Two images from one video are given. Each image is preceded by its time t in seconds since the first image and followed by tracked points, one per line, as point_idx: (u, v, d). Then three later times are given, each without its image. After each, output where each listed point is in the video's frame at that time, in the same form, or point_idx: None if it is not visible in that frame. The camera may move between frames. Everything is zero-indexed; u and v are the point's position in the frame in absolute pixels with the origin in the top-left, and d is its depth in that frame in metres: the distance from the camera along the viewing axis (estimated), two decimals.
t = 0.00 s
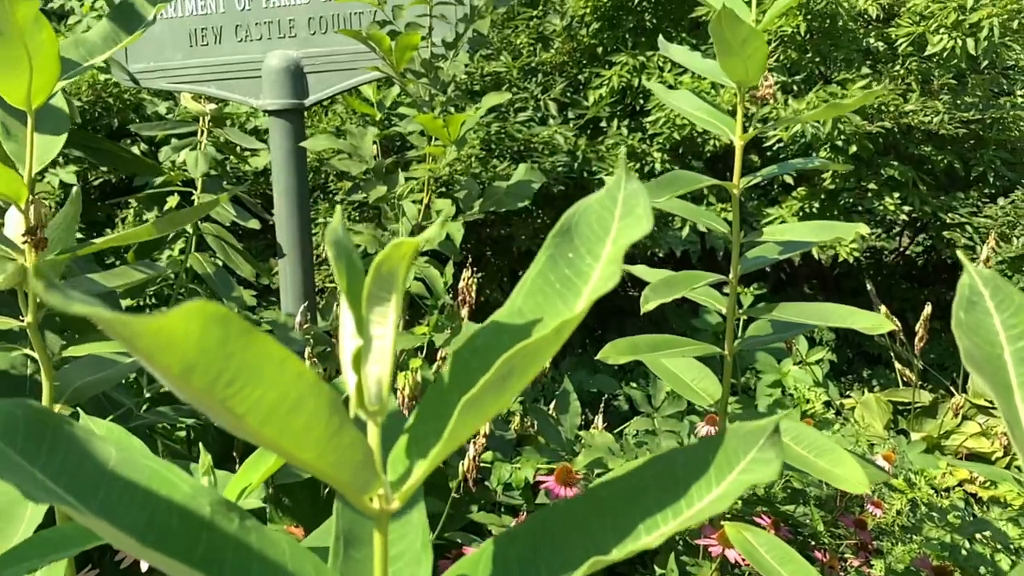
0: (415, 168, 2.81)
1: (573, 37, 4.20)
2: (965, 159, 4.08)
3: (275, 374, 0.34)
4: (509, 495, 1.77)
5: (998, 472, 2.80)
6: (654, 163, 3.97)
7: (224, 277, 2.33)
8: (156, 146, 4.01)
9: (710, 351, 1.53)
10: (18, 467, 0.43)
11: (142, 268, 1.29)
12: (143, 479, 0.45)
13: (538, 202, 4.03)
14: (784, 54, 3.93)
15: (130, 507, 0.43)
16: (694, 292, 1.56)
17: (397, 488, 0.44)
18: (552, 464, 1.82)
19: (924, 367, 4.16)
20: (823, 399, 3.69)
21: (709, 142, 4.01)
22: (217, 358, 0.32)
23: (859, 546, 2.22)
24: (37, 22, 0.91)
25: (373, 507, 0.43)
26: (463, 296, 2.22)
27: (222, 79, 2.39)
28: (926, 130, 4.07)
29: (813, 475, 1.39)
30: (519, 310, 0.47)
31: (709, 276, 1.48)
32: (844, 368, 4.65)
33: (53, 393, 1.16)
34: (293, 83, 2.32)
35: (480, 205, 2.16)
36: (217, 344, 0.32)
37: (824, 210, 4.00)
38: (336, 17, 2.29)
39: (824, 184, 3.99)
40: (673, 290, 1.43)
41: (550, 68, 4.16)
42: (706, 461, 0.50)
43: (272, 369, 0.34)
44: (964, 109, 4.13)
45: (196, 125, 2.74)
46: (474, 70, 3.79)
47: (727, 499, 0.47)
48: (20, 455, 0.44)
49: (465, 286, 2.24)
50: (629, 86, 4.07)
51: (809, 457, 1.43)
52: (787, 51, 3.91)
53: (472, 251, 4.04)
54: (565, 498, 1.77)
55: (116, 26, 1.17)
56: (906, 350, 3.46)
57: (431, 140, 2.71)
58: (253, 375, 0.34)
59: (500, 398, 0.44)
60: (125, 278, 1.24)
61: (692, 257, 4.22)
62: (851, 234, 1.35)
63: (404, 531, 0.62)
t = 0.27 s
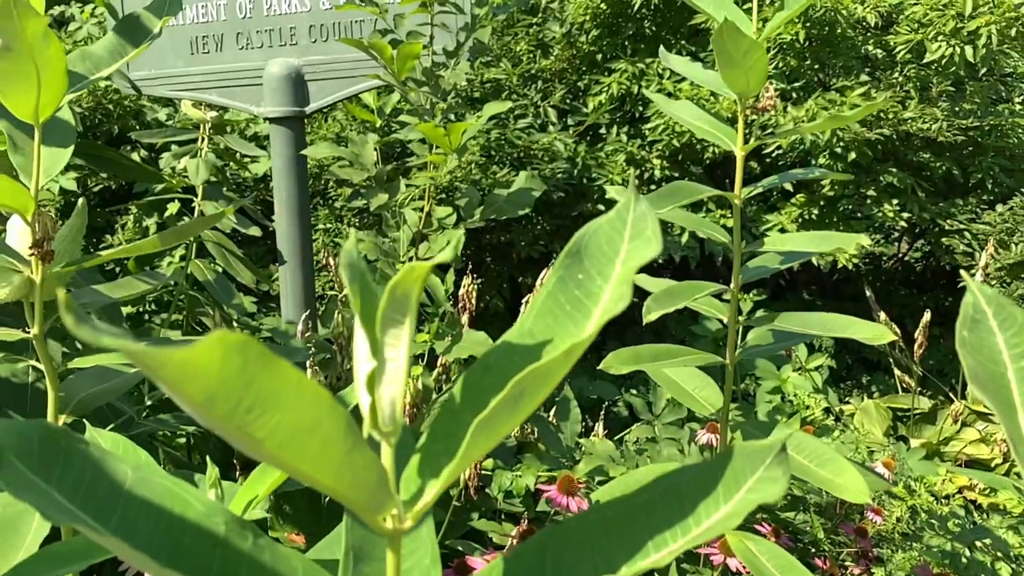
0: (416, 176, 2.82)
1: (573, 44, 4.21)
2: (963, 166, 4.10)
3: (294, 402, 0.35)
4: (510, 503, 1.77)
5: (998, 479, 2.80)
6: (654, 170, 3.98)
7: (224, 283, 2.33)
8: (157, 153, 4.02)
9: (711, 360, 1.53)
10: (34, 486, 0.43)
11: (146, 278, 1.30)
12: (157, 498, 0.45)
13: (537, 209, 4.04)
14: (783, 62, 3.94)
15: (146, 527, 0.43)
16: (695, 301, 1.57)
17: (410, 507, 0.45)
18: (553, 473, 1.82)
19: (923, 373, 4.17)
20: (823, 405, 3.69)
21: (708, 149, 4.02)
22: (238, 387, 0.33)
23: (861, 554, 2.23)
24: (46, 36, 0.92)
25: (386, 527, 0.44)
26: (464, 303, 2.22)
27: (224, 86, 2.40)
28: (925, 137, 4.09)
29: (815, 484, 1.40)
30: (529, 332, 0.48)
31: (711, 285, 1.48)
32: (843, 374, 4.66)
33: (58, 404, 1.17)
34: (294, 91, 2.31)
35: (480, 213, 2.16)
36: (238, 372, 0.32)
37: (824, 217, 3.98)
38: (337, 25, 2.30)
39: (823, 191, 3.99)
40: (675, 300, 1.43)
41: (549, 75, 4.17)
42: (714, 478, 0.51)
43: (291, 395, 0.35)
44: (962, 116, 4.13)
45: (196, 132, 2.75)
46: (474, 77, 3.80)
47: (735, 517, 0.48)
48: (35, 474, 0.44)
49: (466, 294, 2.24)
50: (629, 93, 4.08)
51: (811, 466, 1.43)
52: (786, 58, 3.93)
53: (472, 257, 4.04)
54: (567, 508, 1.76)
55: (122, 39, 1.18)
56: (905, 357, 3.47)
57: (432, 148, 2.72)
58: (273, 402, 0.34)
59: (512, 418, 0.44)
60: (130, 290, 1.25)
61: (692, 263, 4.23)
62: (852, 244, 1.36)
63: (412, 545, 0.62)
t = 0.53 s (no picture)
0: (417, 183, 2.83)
1: (572, 50, 4.22)
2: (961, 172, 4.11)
3: (315, 424, 0.36)
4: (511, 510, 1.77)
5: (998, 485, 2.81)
6: (653, 176, 3.98)
7: (225, 290, 2.33)
8: (157, 159, 4.02)
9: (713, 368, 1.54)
10: (56, 507, 0.43)
11: (151, 288, 1.30)
12: (176, 517, 0.46)
13: (538, 215, 4.05)
14: (782, 68, 3.96)
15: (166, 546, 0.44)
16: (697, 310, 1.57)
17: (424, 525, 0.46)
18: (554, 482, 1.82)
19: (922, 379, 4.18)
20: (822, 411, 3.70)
21: (708, 155, 4.03)
22: (263, 411, 0.33)
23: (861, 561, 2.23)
24: (56, 50, 0.92)
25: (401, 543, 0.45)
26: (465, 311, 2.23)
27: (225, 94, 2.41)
28: (924, 144, 4.10)
29: (817, 493, 1.40)
30: (540, 349, 0.48)
31: (713, 295, 1.49)
32: (843, 379, 4.66)
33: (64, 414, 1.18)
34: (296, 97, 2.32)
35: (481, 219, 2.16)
36: (262, 398, 0.33)
37: (823, 223, 4.00)
38: (339, 33, 2.32)
39: (822, 197, 3.99)
40: (677, 309, 1.44)
41: (549, 81, 4.18)
42: (722, 495, 0.52)
43: (312, 418, 0.35)
44: (960, 123, 4.15)
45: (197, 138, 2.76)
46: (474, 83, 3.81)
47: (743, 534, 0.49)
48: (57, 493, 0.44)
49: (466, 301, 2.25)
50: (628, 99, 4.09)
51: (813, 475, 1.44)
52: (785, 65, 3.94)
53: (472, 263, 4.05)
54: (568, 518, 1.76)
55: (129, 52, 1.19)
56: (905, 363, 3.47)
57: (433, 156, 2.74)
58: (295, 425, 0.35)
59: (525, 438, 0.45)
60: (135, 299, 1.25)
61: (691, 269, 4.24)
62: (853, 254, 1.37)
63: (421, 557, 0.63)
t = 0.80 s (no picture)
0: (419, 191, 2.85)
1: (572, 57, 4.23)
2: (960, 178, 4.14)
3: (337, 444, 0.37)
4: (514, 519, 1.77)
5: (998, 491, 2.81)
6: (653, 182, 3.99)
7: (226, 297, 2.34)
8: (158, 166, 4.03)
9: (716, 377, 1.54)
10: (80, 524, 0.44)
11: (157, 297, 1.31)
12: (195, 533, 0.48)
13: (538, 222, 4.06)
14: (781, 75, 3.98)
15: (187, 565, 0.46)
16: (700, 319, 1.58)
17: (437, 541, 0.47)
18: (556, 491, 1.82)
19: (922, 385, 4.18)
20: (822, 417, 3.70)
21: (707, 161, 4.05)
22: (286, 434, 0.34)
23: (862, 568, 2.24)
24: (67, 67, 0.93)
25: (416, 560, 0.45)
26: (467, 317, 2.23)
27: (226, 100, 2.43)
28: (922, 150, 4.12)
29: (818, 501, 1.41)
30: (551, 368, 0.49)
31: (715, 303, 1.50)
32: (842, 385, 4.67)
33: (71, 425, 1.19)
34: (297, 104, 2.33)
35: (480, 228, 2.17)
36: (286, 420, 0.34)
37: (823, 229, 4.01)
38: (340, 41, 2.32)
39: (821, 204, 4.00)
40: (680, 318, 1.45)
41: (549, 88, 4.20)
42: (730, 511, 0.53)
43: (334, 439, 0.36)
44: (959, 129, 4.16)
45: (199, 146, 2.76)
46: (475, 90, 3.83)
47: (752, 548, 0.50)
48: (79, 510, 0.45)
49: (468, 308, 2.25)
50: (628, 106, 4.11)
51: (814, 483, 1.45)
52: (784, 72, 3.96)
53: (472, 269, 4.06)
54: (571, 526, 1.76)
55: (136, 63, 1.20)
56: (904, 368, 3.48)
57: (435, 164, 2.75)
58: (318, 446, 0.36)
59: (537, 457, 0.46)
60: (142, 310, 1.26)
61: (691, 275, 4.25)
62: (853, 264, 1.39)
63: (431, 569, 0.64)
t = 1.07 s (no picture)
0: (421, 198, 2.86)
1: (572, 64, 4.25)
2: (958, 184, 4.16)
3: (358, 464, 0.38)
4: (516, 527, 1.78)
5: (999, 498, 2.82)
6: (653, 189, 4.00)
7: (229, 304, 2.34)
8: (158, 171, 4.04)
9: (718, 385, 1.55)
10: (101, 541, 0.46)
11: (164, 307, 1.32)
12: (214, 549, 0.49)
13: (538, 228, 4.07)
14: (781, 82, 3.99)
15: None
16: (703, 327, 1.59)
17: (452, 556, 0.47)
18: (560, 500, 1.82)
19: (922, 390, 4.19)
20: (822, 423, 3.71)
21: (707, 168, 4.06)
22: (309, 456, 0.35)
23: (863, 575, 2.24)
24: (77, 80, 0.94)
25: None
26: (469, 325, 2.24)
27: (229, 107, 2.43)
28: (921, 157, 4.13)
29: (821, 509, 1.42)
30: (563, 385, 0.50)
31: (717, 312, 1.51)
32: (842, 390, 4.68)
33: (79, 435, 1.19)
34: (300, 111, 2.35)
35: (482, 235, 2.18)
36: (309, 443, 0.35)
37: (822, 235, 4.02)
38: (342, 48, 2.35)
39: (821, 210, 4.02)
40: (683, 328, 1.46)
41: (549, 95, 4.21)
42: (739, 524, 0.54)
43: (355, 460, 0.37)
44: (958, 136, 4.18)
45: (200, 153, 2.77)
46: (476, 97, 3.84)
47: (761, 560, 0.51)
48: (101, 527, 0.47)
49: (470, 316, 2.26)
50: (628, 112, 4.12)
51: (816, 491, 1.45)
52: (784, 79, 3.97)
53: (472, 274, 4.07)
54: (574, 534, 1.76)
55: (144, 76, 1.21)
56: (904, 374, 3.49)
57: (437, 171, 2.76)
58: (340, 467, 0.37)
59: (550, 474, 0.47)
60: (149, 320, 1.27)
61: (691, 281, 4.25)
62: (855, 273, 1.41)
63: None
